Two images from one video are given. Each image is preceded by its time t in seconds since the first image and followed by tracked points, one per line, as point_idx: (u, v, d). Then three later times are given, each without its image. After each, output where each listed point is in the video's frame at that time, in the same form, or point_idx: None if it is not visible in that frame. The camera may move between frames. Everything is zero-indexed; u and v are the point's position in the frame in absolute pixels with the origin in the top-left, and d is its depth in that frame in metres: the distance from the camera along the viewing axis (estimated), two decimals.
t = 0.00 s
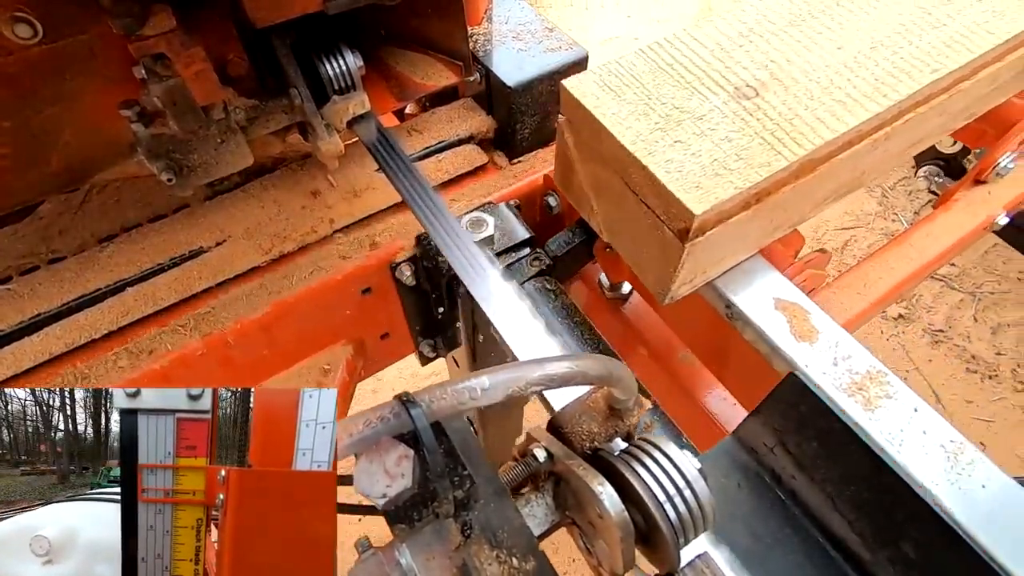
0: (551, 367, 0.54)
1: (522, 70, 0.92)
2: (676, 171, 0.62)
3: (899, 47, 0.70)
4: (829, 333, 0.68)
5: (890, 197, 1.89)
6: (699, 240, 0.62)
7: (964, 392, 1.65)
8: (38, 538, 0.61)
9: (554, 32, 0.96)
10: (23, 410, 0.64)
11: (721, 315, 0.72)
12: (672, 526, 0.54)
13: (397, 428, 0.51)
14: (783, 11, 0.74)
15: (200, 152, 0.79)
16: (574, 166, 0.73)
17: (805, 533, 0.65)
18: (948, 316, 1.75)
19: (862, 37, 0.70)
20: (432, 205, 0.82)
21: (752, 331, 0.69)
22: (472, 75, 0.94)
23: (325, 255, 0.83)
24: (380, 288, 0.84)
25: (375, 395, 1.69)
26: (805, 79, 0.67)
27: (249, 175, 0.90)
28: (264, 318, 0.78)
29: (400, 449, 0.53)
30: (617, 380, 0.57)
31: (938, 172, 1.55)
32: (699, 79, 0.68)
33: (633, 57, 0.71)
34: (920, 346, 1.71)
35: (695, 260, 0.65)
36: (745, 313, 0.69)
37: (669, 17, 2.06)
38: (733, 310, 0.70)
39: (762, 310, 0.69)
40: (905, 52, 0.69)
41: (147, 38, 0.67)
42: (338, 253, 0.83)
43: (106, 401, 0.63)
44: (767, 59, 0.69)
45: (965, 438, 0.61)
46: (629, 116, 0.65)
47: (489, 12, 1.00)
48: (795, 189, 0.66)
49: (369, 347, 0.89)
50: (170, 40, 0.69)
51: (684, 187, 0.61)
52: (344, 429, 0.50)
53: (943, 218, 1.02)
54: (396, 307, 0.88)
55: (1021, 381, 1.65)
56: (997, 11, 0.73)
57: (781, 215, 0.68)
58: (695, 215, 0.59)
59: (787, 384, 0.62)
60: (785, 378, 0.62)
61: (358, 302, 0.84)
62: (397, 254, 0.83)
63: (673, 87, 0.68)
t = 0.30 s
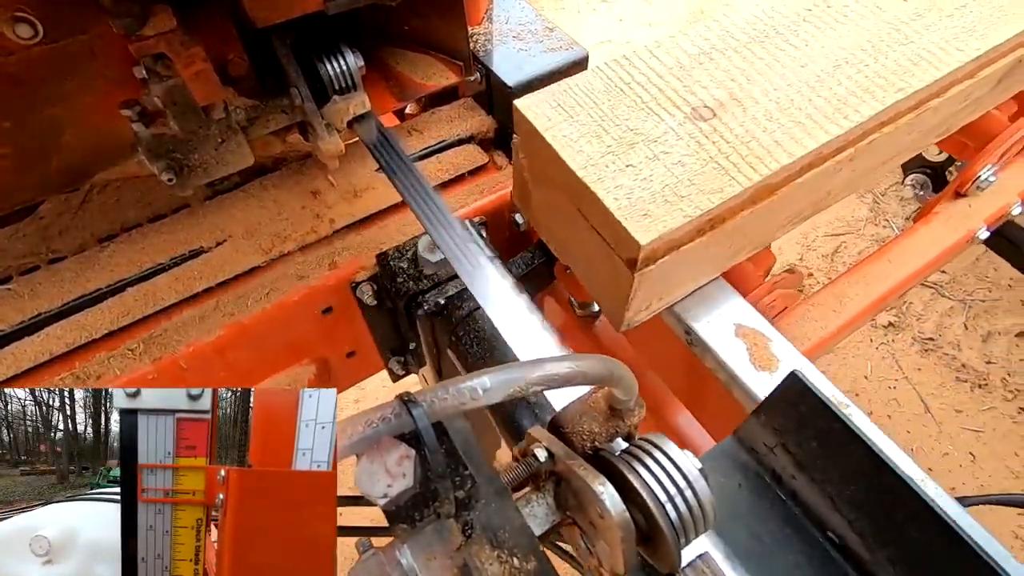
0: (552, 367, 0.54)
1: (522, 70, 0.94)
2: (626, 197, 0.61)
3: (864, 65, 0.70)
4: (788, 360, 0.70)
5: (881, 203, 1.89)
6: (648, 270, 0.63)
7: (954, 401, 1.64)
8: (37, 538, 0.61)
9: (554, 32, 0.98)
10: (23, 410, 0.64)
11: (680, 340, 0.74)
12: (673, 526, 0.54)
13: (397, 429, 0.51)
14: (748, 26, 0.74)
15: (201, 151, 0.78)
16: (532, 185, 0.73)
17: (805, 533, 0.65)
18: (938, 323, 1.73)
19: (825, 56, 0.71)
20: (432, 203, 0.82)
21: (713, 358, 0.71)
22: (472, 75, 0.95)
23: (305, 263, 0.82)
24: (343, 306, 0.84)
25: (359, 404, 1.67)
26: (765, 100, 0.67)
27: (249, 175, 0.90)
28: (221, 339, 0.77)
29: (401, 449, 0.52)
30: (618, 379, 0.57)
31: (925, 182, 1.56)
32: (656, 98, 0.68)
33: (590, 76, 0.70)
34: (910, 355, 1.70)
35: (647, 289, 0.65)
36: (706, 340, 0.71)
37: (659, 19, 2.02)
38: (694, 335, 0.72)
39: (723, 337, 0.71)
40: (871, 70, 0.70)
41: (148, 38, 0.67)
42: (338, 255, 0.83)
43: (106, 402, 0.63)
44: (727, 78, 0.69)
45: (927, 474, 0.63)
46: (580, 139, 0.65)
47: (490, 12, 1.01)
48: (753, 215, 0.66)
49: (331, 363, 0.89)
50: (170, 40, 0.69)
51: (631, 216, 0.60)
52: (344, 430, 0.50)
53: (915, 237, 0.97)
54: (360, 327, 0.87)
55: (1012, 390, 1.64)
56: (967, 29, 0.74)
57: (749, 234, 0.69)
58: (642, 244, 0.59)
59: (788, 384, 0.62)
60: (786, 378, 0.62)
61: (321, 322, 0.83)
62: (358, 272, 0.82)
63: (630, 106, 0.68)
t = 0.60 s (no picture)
0: (551, 367, 0.54)
1: (522, 70, 0.96)
2: (573, 226, 0.61)
3: (827, 84, 0.69)
4: (746, 392, 0.71)
5: (872, 209, 1.87)
6: (597, 300, 0.62)
7: (943, 412, 1.64)
8: (38, 538, 0.60)
9: (554, 32, 1.00)
10: (22, 411, 0.63)
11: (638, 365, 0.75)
12: (672, 526, 0.54)
13: (398, 429, 0.50)
14: (710, 42, 0.73)
15: (201, 152, 0.79)
16: (485, 208, 0.72)
17: (805, 534, 0.66)
18: (929, 331, 1.72)
19: (787, 74, 0.69)
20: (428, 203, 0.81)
21: (671, 388, 0.72)
22: (472, 75, 0.96)
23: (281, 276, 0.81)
24: (303, 326, 0.81)
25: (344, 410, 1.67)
26: (721, 122, 0.67)
27: (249, 175, 0.89)
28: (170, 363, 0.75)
29: (400, 449, 0.52)
30: (618, 379, 0.57)
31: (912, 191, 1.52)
32: (611, 119, 0.67)
33: (543, 97, 0.70)
34: (899, 364, 1.69)
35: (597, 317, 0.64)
36: (665, 368, 0.72)
37: (652, 24, 2.01)
38: (653, 363, 0.73)
39: (681, 364, 0.72)
40: (831, 90, 0.68)
41: (148, 38, 0.67)
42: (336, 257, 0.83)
43: (106, 400, 0.62)
44: (684, 98, 0.68)
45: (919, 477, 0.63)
46: (528, 163, 0.65)
47: (489, 13, 1.03)
48: (708, 243, 0.65)
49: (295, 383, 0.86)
50: (170, 40, 0.69)
51: (575, 247, 0.60)
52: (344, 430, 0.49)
53: (894, 252, 0.97)
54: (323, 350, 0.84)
55: (1002, 400, 1.63)
56: (938, 45, 0.72)
57: (711, 257, 0.68)
58: (584, 276, 0.59)
59: (786, 383, 0.62)
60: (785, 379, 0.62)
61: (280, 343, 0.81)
62: (316, 293, 0.80)
63: (582, 128, 0.67)
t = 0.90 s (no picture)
0: (553, 367, 0.53)
1: (521, 69, 0.95)
2: (517, 254, 0.60)
3: (788, 104, 0.69)
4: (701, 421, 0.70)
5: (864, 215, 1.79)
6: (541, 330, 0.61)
7: (932, 420, 1.56)
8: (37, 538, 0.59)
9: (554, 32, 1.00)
10: (21, 411, 0.61)
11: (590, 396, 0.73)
12: (672, 526, 0.54)
13: (397, 429, 0.50)
14: (671, 60, 0.72)
15: (201, 152, 0.79)
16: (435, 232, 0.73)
17: (806, 535, 0.66)
18: (919, 339, 1.65)
19: (747, 94, 0.69)
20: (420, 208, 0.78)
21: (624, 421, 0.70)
22: (472, 75, 0.96)
23: (239, 294, 0.78)
24: (264, 347, 0.75)
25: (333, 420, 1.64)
26: (676, 145, 0.66)
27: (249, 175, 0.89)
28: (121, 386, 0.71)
29: (400, 450, 0.52)
30: (617, 379, 0.57)
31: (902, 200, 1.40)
32: (563, 141, 0.67)
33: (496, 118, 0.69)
34: (889, 371, 1.62)
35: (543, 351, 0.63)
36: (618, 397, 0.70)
37: (644, 26, 1.99)
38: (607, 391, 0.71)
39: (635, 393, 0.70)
40: (792, 111, 0.68)
41: (148, 38, 0.67)
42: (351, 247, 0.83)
43: (106, 400, 0.61)
44: (640, 120, 0.68)
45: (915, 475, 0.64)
46: (474, 188, 0.64)
47: (489, 13, 1.03)
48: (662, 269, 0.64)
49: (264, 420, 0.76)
50: (170, 40, 0.69)
51: (515, 276, 0.59)
52: (344, 429, 0.49)
53: (874, 267, 0.94)
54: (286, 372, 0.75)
55: (992, 408, 1.56)
56: (905, 62, 0.71)
57: (678, 279, 0.67)
58: (523, 309, 0.58)
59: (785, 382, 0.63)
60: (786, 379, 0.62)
61: (240, 365, 0.74)
62: (274, 312, 0.76)
63: (534, 150, 0.66)
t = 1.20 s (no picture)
0: (553, 367, 0.52)
1: (522, 69, 0.96)
2: (466, 282, 0.59)
3: (753, 122, 0.68)
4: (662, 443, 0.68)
5: (857, 219, 1.77)
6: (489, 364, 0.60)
7: (921, 429, 1.51)
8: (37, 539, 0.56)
9: (555, 32, 1.00)
10: (21, 410, 0.57)
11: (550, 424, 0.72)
12: (673, 526, 0.54)
13: (397, 430, 0.49)
14: (636, 76, 0.71)
15: (202, 154, 0.78)
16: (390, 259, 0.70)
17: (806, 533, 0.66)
18: (910, 347, 1.60)
19: (711, 113, 0.69)
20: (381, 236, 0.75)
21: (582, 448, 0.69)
22: (472, 75, 0.96)
23: (199, 313, 0.77)
24: (226, 365, 0.74)
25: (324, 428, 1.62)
26: (636, 166, 0.65)
27: (249, 176, 0.90)
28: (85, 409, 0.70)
29: (401, 451, 0.51)
30: (618, 380, 0.56)
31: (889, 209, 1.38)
32: (521, 162, 0.66)
33: (451, 137, 0.68)
34: (879, 380, 1.57)
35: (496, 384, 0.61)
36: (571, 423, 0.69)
37: (637, 30, 1.99)
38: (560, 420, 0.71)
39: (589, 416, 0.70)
40: (757, 130, 0.68)
41: (150, 39, 0.69)
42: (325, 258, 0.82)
43: (106, 399, 0.58)
44: (601, 139, 0.67)
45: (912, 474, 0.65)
46: (428, 212, 0.62)
47: (489, 13, 1.03)
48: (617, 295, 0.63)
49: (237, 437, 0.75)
50: (170, 41, 0.70)
51: (463, 305, 0.58)
52: (343, 429, 0.49)
53: (851, 282, 0.92)
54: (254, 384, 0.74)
55: (983, 417, 1.51)
56: (872, 80, 0.71)
57: (635, 303, 0.66)
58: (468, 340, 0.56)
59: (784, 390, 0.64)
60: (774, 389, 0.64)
61: (203, 383, 0.73)
62: (236, 331, 0.75)
63: (491, 171, 0.65)
